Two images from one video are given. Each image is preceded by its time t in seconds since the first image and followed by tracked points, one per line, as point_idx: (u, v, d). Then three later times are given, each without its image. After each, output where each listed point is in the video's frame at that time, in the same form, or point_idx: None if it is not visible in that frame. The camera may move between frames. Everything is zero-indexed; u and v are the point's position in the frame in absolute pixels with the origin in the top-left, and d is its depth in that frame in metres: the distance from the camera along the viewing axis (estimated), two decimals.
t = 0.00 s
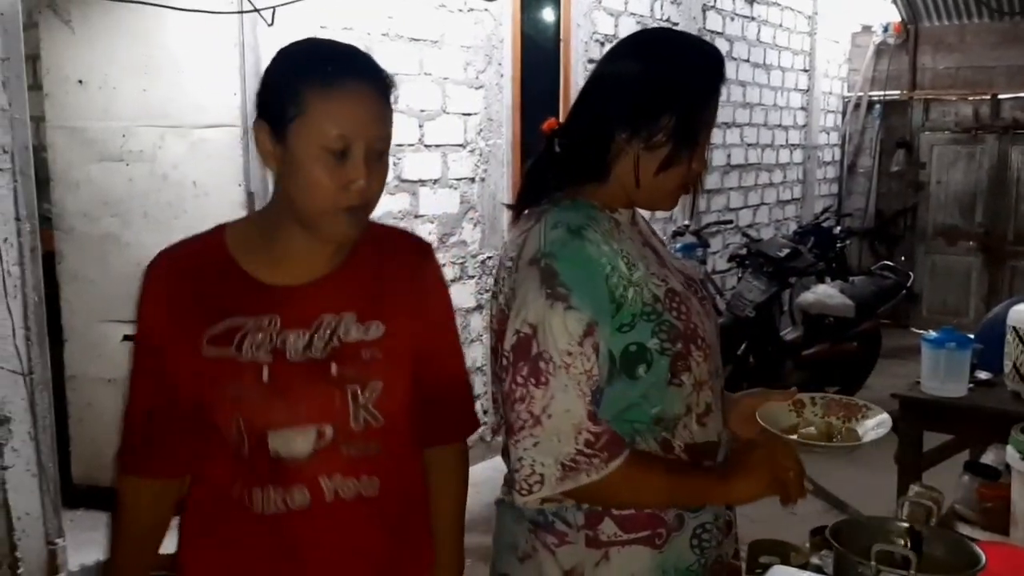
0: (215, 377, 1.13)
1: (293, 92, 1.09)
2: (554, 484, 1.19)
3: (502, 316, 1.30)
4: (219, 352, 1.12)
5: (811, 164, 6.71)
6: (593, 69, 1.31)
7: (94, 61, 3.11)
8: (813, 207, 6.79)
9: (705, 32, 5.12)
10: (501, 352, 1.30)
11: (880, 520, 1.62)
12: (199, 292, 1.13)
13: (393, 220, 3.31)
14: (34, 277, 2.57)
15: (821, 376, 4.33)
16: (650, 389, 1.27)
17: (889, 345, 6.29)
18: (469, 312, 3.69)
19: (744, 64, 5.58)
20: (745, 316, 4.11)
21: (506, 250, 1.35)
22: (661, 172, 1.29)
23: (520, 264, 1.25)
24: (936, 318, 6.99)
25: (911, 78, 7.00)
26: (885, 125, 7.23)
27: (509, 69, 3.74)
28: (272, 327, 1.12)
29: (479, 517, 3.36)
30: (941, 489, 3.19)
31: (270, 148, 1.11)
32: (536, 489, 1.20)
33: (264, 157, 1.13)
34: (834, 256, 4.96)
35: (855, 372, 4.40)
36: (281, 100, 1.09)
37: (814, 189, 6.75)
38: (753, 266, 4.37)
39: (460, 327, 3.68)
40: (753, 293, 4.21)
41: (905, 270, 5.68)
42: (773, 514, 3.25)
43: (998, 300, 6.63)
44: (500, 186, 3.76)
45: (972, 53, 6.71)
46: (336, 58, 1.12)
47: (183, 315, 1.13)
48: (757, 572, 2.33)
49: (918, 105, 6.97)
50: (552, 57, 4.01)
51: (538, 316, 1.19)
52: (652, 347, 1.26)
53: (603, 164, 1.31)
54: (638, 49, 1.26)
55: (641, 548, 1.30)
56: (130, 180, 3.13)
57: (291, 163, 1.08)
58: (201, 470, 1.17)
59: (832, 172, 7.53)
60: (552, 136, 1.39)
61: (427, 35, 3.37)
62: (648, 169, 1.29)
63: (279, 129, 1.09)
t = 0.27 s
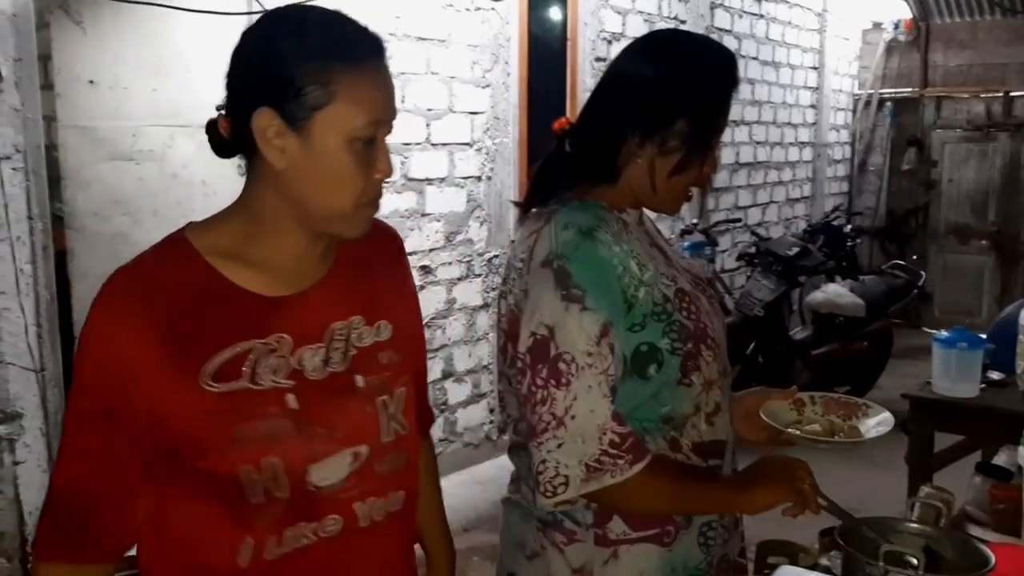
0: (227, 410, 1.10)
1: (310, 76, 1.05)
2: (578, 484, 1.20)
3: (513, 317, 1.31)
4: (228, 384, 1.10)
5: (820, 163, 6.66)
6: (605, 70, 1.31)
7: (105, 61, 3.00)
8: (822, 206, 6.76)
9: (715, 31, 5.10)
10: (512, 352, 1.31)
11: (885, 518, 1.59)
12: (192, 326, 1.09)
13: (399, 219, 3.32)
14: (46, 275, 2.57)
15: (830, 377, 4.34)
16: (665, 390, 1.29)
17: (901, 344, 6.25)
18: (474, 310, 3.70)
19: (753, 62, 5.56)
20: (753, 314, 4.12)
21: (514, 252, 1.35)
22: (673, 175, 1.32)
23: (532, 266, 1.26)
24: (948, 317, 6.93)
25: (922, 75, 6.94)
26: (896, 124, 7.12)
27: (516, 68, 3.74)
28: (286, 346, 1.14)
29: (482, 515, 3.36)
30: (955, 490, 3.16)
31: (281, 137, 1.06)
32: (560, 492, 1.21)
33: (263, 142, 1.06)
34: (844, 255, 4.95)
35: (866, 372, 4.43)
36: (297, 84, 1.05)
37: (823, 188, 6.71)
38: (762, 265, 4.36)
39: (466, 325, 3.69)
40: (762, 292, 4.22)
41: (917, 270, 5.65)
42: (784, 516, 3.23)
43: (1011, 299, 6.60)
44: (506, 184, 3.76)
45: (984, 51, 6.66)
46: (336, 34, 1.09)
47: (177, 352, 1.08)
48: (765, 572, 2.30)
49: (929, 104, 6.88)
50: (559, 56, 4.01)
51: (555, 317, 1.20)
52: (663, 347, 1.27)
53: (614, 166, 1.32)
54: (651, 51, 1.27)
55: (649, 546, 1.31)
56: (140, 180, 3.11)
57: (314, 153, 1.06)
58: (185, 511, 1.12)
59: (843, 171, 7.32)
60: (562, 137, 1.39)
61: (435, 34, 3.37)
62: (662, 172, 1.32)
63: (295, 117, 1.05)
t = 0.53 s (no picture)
0: (310, 429, 1.00)
1: (381, 74, 0.97)
2: (585, 479, 1.20)
3: (518, 315, 1.31)
4: (311, 402, 1.00)
5: (827, 161, 6.64)
6: (610, 70, 1.32)
7: (111, 60, 2.99)
8: (830, 204, 6.74)
9: (722, 28, 5.09)
10: (518, 350, 1.31)
11: (890, 518, 1.58)
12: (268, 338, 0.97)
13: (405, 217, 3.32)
14: (53, 273, 2.58)
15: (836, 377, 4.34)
16: (670, 386, 1.28)
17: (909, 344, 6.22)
18: (480, 309, 3.70)
19: (760, 60, 5.54)
20: (760, 313, 4.11)
21: (517, 251, 1.35)
22: (678, 175, 1.31)
23: (534, 264, 1.26)
24: (956, 317, 6.91)
25: (931, 73, 6.89)
26: (904, 121, 7.09)
27: (521, 66, 3.74)
28: (347, 358, 1.05)
29: (487, 514, 3.36)
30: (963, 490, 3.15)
31: (346, 140, 0.96)
32: (566, 488, 1.21)
33: (321, 142, 0.96)
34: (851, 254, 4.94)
35: (873, 371, 4.42)
36: (367, 82, 0.96)
37: (830, 186, 6.70)
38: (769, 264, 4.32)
39: (472, 324, 3.69)
40: (768, 290, 4.20)
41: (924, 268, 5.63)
42: (791, 516, 3.22)
43: (1020, 298, 6.58)
44: (512, 183, 3.76)
45: (992, 49, 6.64)
46: (393, 26, 1.00)
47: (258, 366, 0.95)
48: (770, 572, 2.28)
49: (936, 101, 6.85)
50: (565, 55, 4.01)
51: (557, 314, 1.20)
52: (668, 344, 1.27)
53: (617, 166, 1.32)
54: (657, 50, 1.27)
55: (656, 545, 1.30)
56: (145, 179, 3.12)
57: (381, 157, 0.98)
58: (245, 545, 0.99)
59: (851, 169, 7.28)
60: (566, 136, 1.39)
61: (441, 33, 3.37)
62: (666, 173, 1.31)
63: (363, 117, 0.96)
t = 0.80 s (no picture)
0: (406, 409, 0.96)
1: (451, 77, 0.94)
2: (578, 475, 1.19)
3: (517, 313, 1.30)
4: (404, 382, 0.96)
5: (830, 160, 6.65)
6: (610, 69, 1.31)
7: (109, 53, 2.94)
8: (832, 202, 6.74)
9: (723, 27, 5.08)
10: (518, 348, 1.30)
11: (890, 517, 1.57)
12: (363, 315, 0.92)
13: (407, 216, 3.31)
14: (53, 271, 2.58)
15: (836, 378, 4.38)
16: (669, 385, 1.27)
17: (910, 344, 6.21)
18: (483, 307, 3.69)
19: (762, 58, 5.53)
20: (762, 312, 4.09)
21: (519, 249, 1.35)
22: (676, 176, 1.30)
23: (534, 261, 1.26)
24: (959, 316, 6.92)
25: (933, 73, 6.87)
26: (907, 120, 7.10)
27: (524, 64, 3.73)
28: (422, 339, 1.01)
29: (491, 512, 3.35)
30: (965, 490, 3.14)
31: (418, 142, 0.93)
32: (559, 485, 1.20)
33: (393, 144, 0.93)
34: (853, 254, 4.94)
35: (875, 370, 4.52)
36: (440, 85, 0.93)
37: (832, 185, 6.70)
38: (771, 263, 4.35)
39: (474, 323, 3.69)
40: (771, 290, 4.20)
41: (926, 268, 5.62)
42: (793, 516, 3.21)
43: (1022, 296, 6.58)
44: (514, 181, 3.75)
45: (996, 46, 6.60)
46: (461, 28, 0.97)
47: (360, 343, 0.91)
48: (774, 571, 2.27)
49: (940, 99, 6.86)
50: (567, 53, 4.01)
51: (555, 312, 1.19)
52: (668, 342, 1.26)
53: (617, 165, 1.31)
54: (657, 48, 1.27)
55: (656, 543, 1.30)
56: (149, 176, 3.18)
57: (449, 159, 0.94)
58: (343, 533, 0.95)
59: (853, 168, 7.29)
60: (568, 133, 1.39)
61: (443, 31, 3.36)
62: (664, 173, 1.30)
63: (435, 119, 0.92)
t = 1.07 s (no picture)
0: (480, 391, 1.03)
1: (498, 78, 0.98)
2: (569, 473, 1.19)
3: (512, 309, 1.30)
4: (476, 367, 1.03)
5: (829, 158, 6.64)
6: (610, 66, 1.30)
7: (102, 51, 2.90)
8: (832, 201, 6.73)
9: (722, 25, 5.08)
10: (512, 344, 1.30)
11: (890, 514, 1.57)
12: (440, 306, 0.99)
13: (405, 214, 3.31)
14: (51, 269, 2.58)
15: (836, 378, 4.37)
16: (664, 384, 1.27)
17: (909, 343, 6.21)
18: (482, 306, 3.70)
19: (761, 57, 5.53)
20: (762, 311, 4.09)
21: (517, 245, 1.34)
22: (675, 175, 1.30)
23: (530, 258, 1.25)
24: (959, 315, 6.92)
25: (932, 71, 6.88)
26: (906, 118, 7.11)
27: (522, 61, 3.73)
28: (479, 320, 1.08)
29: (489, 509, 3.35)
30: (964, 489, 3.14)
31: (468, 139, 0.97)
32: (548, 483, 1.21)
33: (445, 140, 0.98)
34: (853, 253, 4.94)
35: (873, 369, 4.49)
36: (488, 85, 0.97)
37: (832, 184, 6.70)
38: (771, 262, 4.37)
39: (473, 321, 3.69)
40: (770, 288, 4.19)
41: (926, 267, 5.61)
42: (792, 515, 3.21)
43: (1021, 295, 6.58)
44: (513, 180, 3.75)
45: (995, 45, 6.61)
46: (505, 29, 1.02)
47: (442, 332, 0.97)
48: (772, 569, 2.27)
49: (939, 98, 6.84)
50: (566, 51, 4.01)
51: (549, 311, 1.19)
52: (664, 341, 1.26)
53: (617, 163, 1.31)
54: (658, 45, 1.26)
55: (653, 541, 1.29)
56: (146, 175, 3.18)
57: (496, 154, 0.98)
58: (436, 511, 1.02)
59: (852, 167, 7.36)
60: (568, 130, 1.38)
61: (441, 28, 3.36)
62: (663, 172, 1.30)
63: (484, 117, 0.97)
